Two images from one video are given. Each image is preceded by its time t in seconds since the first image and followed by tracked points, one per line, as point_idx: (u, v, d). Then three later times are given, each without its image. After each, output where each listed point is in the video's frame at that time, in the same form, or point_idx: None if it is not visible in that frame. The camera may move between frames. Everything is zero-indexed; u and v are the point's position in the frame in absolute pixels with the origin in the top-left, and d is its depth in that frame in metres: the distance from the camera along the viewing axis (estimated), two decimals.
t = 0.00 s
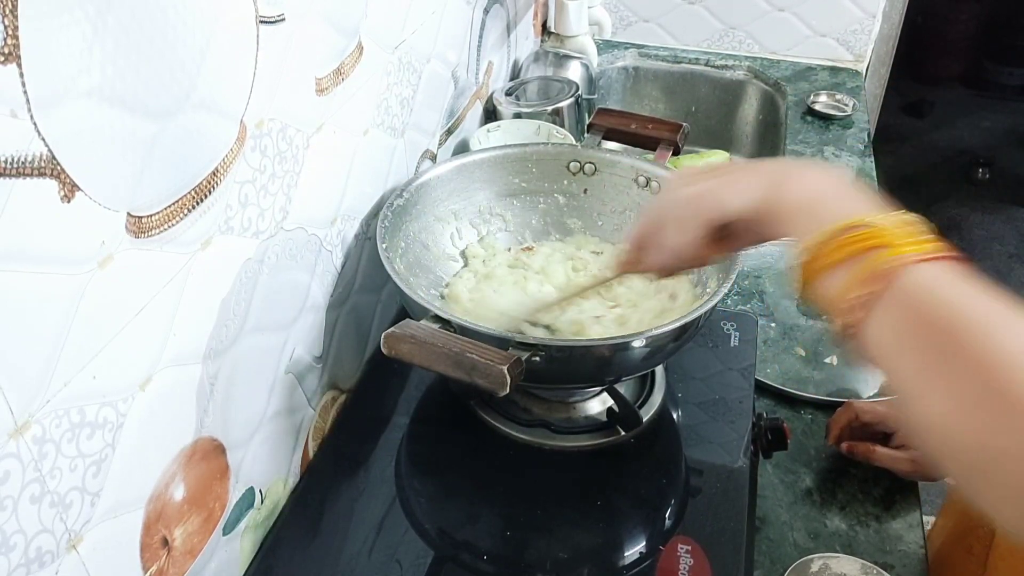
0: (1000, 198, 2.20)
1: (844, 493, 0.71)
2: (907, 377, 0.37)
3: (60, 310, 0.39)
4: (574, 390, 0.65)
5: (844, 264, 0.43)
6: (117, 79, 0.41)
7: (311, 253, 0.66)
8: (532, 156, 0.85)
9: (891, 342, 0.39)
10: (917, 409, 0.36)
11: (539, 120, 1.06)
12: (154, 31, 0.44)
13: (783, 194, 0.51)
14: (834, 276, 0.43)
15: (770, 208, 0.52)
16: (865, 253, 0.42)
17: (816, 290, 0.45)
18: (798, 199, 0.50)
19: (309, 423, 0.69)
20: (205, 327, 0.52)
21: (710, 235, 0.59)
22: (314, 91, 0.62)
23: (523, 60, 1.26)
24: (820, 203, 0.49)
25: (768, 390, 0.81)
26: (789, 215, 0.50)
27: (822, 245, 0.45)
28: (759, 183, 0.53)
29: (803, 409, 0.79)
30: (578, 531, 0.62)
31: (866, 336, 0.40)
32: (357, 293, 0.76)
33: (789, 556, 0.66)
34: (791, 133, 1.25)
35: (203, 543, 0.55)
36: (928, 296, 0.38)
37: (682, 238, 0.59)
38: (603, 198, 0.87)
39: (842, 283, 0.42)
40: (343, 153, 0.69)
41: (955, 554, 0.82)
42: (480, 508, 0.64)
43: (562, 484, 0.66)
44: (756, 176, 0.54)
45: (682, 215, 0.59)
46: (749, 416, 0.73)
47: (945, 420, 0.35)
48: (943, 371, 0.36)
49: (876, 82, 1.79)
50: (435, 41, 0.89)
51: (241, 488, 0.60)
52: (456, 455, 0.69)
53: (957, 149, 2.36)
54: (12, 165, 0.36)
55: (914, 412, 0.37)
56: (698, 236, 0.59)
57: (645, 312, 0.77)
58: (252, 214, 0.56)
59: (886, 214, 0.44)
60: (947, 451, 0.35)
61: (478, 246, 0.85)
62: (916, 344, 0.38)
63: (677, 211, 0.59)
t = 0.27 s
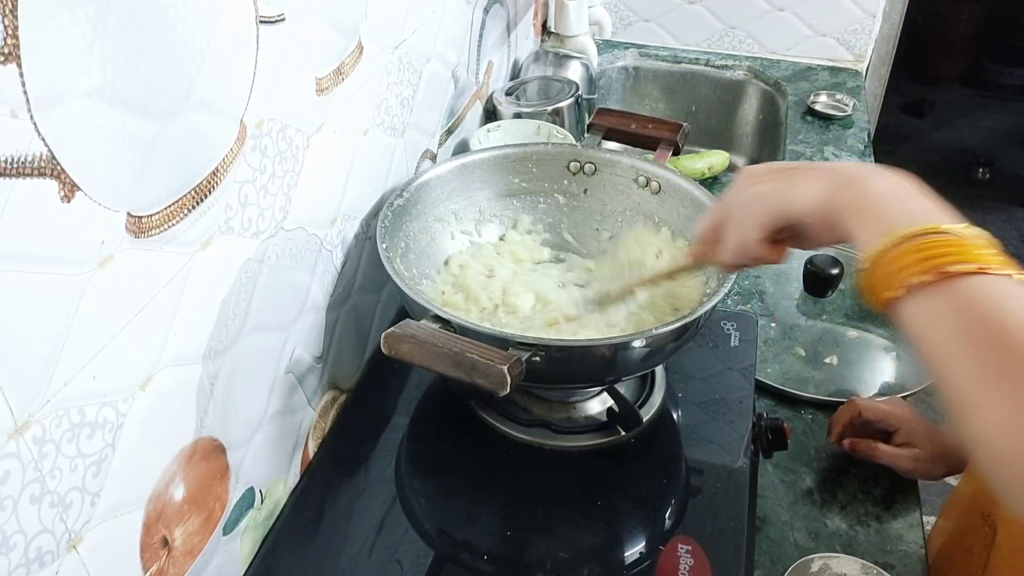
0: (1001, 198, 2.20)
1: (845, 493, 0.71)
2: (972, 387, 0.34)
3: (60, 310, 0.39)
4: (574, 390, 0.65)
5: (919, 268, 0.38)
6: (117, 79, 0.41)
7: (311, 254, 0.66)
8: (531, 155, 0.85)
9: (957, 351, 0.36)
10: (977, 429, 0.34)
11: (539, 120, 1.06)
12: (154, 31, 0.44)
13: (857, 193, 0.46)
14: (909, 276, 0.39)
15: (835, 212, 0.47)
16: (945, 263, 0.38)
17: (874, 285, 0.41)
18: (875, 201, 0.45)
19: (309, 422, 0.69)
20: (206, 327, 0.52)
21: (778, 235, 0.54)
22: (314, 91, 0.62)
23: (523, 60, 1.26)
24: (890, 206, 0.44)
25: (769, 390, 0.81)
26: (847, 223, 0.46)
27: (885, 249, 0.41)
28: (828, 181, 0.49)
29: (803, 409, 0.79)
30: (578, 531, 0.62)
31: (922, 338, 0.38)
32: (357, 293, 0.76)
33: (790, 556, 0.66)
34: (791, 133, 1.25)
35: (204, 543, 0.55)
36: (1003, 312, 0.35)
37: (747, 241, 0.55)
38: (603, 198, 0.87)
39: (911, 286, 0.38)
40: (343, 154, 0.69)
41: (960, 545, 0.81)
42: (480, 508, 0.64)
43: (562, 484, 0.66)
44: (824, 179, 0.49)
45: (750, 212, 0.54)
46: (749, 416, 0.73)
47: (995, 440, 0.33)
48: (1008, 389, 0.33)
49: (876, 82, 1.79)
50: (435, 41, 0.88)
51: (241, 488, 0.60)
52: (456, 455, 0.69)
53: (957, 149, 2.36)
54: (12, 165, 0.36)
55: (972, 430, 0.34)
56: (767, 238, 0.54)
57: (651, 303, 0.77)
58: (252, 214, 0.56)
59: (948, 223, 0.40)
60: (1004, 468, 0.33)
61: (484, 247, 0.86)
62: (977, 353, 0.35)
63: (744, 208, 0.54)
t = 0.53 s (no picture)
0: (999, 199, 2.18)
1: (845, 493, 0.71)
2: (889, 402, 0.38)
3: (60, 310, 0.39)
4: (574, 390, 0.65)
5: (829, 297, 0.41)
6: (117, 79, 0.41)
7: (311, 254, 0.66)
8: (531, 155, 0.85)
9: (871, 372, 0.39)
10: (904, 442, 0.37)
11: (539, 120, 1.06)
12: (154, 30, 0.44)
13: (770, 226, 0.48)
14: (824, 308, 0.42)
15: (751, 244, 0.50)
16: (848, 291, 0.41)
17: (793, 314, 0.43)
18: (790, 228, 0.47)
19: (309, 422, 0.69)
20: (206, 327, 0.52)
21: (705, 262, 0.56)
22: (314, 91, 0.62)
23: (523, 60, 1.26)
24: (800, 237, 0.46)
25: (769, 390, 0.81)
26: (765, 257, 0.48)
27: (793, 276, 0.44)
28: (744, 216, 0.51)
29: (803, 409, 0.79)
30: (578, 531, 0.62)
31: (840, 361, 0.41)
32: (357, 293, 0.76)
33: (790, 556, 0.66)
34: (791, 133, 1.25)
35: (203, 543, 0.55)
36: (903, 325, 0.38)
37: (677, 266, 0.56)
38: (603, 198, 0.87)
39: (824, 310, 0.41)
40: (343, 154, 0.69)
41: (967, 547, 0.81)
42: (480, 508, 0.64)
43: (562, 484, 0.66)
44: (733, 215, 0.52)
45: (673, 244, 0.56)
46: (749, 416, 0.73)
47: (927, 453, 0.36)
48: (918, 399, 0.36)
49: (876, 82, 1.79)
50: (435, 41, 0.88)
51: (241, 488, 0.60)
52: (456, 455, 0.69)
53: (957, 149, 2.36)
54: (12, 165, 0.36)
55: (901, 447, 0.37)
56: (695, 265, 0.56)
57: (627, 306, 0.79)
58: (252, 214, 0.56)
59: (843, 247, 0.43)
60: (939, 479, 0.36)
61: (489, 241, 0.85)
62: (886, 368, 0.38)
63: (672, 235, 0.56)
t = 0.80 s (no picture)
0: (999, 199, 2.18)
1: (845, 493, 0.71)
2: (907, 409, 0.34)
3: (60, 310, 0.39)
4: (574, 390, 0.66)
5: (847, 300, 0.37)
6: (116, 79, 0.41)
7: (311, 254, 0.66)
8: (532, 155, 0.85)
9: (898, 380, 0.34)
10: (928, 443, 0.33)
11: (539, 120, 1.06)
12: (154, 31, 0.44)
13: (764, 226, 0.44)
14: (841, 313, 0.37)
15: (745, 247, 0.46)
16: (876, 290, 0.36)
17: (805, 324, 0.39)
18: (790, 226, 0.43)
19: (309, 423, 0.69)
20: (206, 327, 0.52)
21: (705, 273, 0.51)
22: (314, 91, 0.62)
23: (523, 60, 1.26)
24: (807, 226, 0.42)
25: (768, 390, 0.81)
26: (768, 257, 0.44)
27: (806, 280, 0.39)
28: (729, 223, 0.47)
29: (803, 409, 0.79)
30: (578, 531, 0.62)
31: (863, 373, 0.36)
32: (357, 293, 0.76)
33: (790, 556, 0.66)
34: (790, 133, 1.25)
35: (203, 543, 0.55)
36: (928, 327, 0.34)
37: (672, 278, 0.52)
38: (603, 198, 0.87)
39: (840, 321, 0.37)
40: (343, 154, 0.69)
41: (963, 545, 0.81)
42: (480, 508, 0.64)
43: (562, 483, 0.66)
44: (718, 221, 0.48)
45: (671, 260, 0.51)
46: (749, 416, 0.73)
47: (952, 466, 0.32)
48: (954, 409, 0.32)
49: (876, 82, 1.79)
50: (435, 41, 0.89)
51: (241, 489, 0.60)
52: (456, 455, 0.69)
53: (957, 149, 2.36)
54: (13, 165, 0.36)
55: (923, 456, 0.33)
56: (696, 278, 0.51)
57: (633, 307, 0.78)
58: (252, 214, 0.56)
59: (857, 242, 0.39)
60: (967, 496, 0.32)
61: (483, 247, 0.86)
62: (905, 373, 0.34)
63: (661, 251, 0.52)
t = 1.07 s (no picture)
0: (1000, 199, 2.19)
1: (845, 493, 0.71)
2: (965, 412, 0.39)
3: (60, 310, 0.39)
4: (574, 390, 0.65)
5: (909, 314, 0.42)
6: (117, 79, 0.41)
7: (311, 254, 0.66)
8: (532, 156, 0.85)
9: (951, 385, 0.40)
10: (974, 442, 0.38)
11: (539, 120, 1.06)
12: (154, 31, 0.44)
13: (853, 247, 0.49)
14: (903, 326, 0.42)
15: (830, 254, 0.51)
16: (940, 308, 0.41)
17: (873, 338, 0.44)
18: (875, 256, 0.48)
19: (309, 422, 0.69)
20: (206, 327, 0.52)
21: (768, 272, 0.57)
22: (314, 91, 0.62)
23: (523, 60, 1.26)
24: (886, 262, 0.47)
25: (768, 390, 0.81)
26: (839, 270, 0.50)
27: (882, 298, 0.44)
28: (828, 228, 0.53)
29: (803, 409, 0.79)
30: (578, 531, 0.62)
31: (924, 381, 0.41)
32: (357, 293, 0.76)
33: (790, 556, 0.66)
34: (790, 133, 1.25)
35: (203, 543, 0.55)
36: (980, 348, 0.39)
37: (735, 269, 0.58)
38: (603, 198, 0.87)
39: (905, 334, 0.42)
40: (343, 154, 0.69)
41: (963, 545, 0.81)
42: (480, 508, 0.64)
43: (562, 484, 0.66)
44: (818, 228, 0.53)
45: (744, 246, 0.57)
46: (749, 416, 0.73)
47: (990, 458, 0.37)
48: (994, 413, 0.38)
49: (876, 82, 1.79)
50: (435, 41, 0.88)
51: (241, 489, 0.60)
52: (455, 455, 0.69)
53: (957, 149, 2.36)
54: (12, 165, 0.36)
55: (970, 457, 0.38)
56: (757, 273, 0.57)
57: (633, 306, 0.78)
58: (252, 214, 0.56)
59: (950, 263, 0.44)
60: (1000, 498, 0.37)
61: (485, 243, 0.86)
62: (965, 387, 0.39)
63: (738, 239, 0.58)
